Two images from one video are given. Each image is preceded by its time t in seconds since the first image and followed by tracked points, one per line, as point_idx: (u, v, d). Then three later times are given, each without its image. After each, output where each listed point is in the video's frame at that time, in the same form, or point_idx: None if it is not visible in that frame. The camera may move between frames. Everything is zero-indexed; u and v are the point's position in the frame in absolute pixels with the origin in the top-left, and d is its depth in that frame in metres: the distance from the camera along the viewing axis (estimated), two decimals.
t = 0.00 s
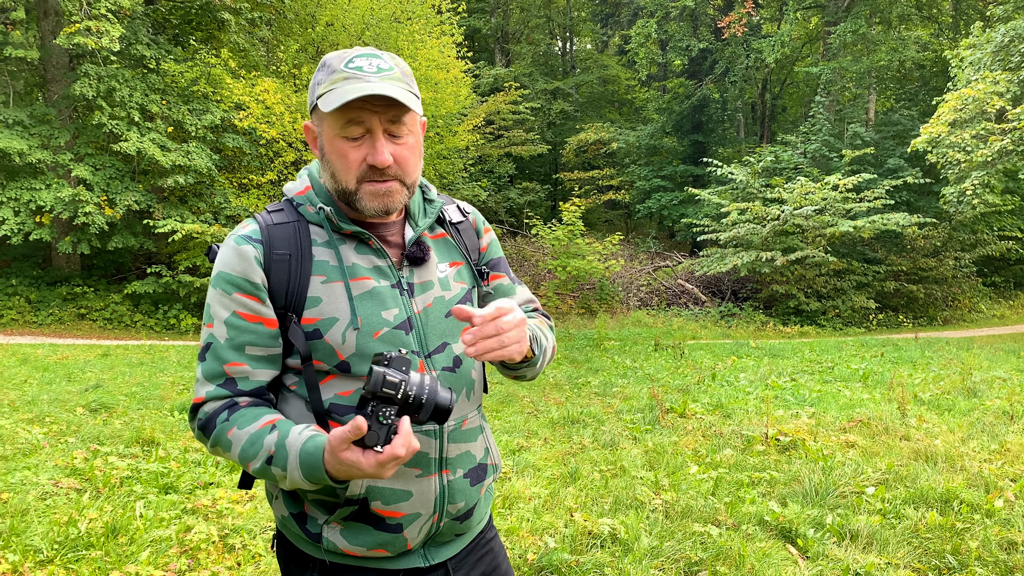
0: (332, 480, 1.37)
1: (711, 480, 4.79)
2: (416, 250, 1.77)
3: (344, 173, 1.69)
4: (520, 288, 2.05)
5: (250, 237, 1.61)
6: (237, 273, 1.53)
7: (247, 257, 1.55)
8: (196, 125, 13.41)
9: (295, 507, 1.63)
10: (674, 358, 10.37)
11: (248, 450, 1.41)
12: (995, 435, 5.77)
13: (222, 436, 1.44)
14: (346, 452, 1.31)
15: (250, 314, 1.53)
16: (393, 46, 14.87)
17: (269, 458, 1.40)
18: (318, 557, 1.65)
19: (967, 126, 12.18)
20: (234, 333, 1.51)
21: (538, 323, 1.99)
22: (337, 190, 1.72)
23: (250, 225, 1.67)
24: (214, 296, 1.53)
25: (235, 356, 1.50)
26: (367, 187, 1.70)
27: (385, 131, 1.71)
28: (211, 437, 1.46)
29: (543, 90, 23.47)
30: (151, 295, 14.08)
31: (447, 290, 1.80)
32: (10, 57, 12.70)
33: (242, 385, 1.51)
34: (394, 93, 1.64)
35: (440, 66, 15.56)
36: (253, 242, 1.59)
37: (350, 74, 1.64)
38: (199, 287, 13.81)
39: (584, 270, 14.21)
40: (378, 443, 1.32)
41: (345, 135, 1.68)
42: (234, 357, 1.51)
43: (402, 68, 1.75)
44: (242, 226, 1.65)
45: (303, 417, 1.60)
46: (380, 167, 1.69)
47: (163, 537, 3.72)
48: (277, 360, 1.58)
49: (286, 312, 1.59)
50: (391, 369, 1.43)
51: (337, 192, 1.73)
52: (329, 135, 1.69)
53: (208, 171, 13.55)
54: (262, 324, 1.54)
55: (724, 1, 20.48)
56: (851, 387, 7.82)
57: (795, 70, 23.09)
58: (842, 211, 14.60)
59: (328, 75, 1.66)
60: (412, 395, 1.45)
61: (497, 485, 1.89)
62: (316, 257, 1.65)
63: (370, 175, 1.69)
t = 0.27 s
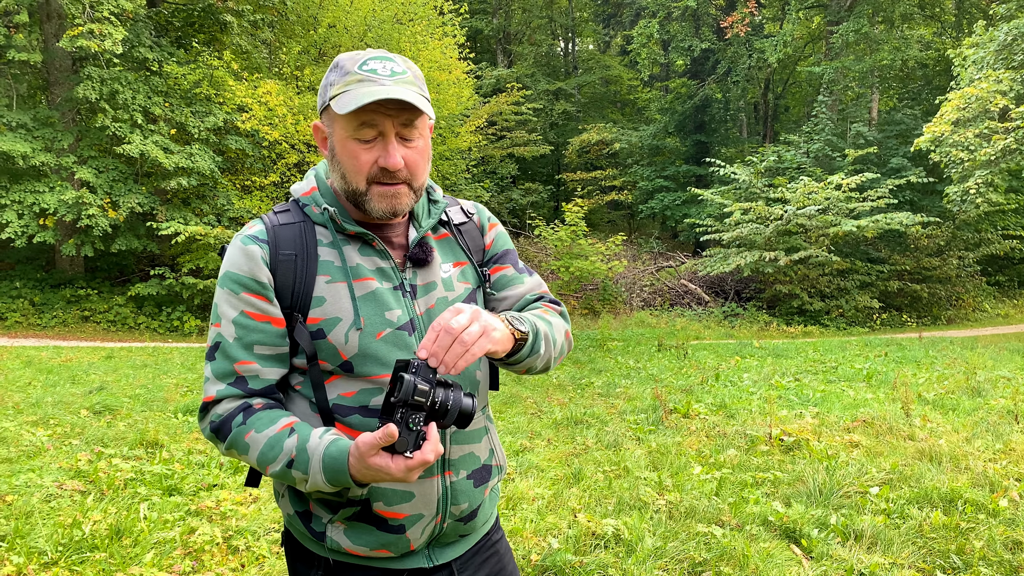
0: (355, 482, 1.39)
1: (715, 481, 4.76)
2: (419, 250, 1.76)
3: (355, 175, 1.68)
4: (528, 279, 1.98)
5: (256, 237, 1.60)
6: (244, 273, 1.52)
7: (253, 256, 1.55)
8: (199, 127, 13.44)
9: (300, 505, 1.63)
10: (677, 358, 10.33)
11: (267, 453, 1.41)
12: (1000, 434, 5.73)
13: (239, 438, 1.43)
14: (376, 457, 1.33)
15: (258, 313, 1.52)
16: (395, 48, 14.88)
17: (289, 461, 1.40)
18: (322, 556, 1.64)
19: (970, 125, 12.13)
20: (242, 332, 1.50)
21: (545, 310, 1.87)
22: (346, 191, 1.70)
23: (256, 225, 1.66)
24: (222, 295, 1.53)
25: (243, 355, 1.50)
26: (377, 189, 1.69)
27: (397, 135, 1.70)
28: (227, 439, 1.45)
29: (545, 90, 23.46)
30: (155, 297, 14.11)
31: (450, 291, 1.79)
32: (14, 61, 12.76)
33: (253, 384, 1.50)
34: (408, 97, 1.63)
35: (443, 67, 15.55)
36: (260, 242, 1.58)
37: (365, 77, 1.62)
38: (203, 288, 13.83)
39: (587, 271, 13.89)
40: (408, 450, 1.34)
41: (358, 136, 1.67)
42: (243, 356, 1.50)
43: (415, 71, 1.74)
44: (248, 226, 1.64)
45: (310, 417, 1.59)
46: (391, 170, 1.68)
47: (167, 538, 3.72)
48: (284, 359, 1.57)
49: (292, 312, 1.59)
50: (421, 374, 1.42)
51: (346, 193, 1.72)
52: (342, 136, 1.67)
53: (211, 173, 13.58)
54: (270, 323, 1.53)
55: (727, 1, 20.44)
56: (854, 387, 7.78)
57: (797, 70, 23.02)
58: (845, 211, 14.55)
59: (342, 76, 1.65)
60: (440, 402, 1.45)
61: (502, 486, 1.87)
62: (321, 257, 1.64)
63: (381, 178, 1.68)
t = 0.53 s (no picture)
0: (356, 489, 1.38)
1: (719, 482, 4.74)
2: (421, 253, 1.74)
3: (357, 179, 1.67)
4: (534, 280, 1.95)
5: (258, 238, 1.60)
6: (246, 274, 1.51)
7: (255, 257, 1.54)
8: (202, 129, 13.46)
9: (301, 506, 1.62)
10: (681, 359, 10.29)
11: (268, 456, 1.41)
12: (1004, 434, 5.69)
13: (240, 442, 1.43)
14: (376, 466, 1.32)
15: (260, 314, 1.51)
16: (397, 49, 14.89)
17: (289, 466, 1.39)
18: (322, 557, 1.63)
19: (973, 124, 12.07)
20: (244, 333, 1.49)
21: (552, 316, 1.83)
22: (348, 195, 1.69)
23: (259, 226, 1.65)
24: (224, 296, 1.52)
25: (245, 355, 1.49)
26: (379, 193, 1.68)
27: (400, 138, 1.69)
28: (229, 442, 1.45)
29: (547, 91, 23.44)
30: (159, 299, 14.15)
31: (452, 293, 1.77)
32: (18, 64, 12.80)
33: (254, 385, 1.50)
34: (411, 102, 1.62)
35: (445, 69, 15.54)
36: (262, 244, 1.58)
37: (367, 81, 1.61)
38: (206, 290, 13.85)
39: (590, 272, 13.71)
40: (408, 458, 1.35)
41: (360, 140, 1.66)
42: (244, 356, 1.49)
43: (418, 75, 1.73)
44: (251, 227, 1.64)
45: (311, 419, 1.58)
46: (394, 174, 1.67)
47: (171, 541, 3.71)
48: (285, 361, 1.56)
49: (293, 313, 1.57)
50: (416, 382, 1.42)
51: (348, 197, 1.71)
52: (344, 139, 1.66)
53: (214, 175, 13.60)
54: (271, 325, 1.52)
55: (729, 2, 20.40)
56: (858, 387, 7.73)
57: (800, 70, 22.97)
58: (848, 211, 14.50)
59: (345, 79, 1.64)
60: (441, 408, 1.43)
61: (504, 489, 1.85)
62: (323, 259, 1.63)
63: (383, 182, 1.67)
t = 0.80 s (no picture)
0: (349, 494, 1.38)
1: (722, 482, 4.71)
2: (423, 256, 1.73)
3: (353, 180, 1.66)
4: (536, 293, 1.94)
5: (259, 241, 1.59)
6: (245, 279, 1.51)
7: (255, 261, 1.53)
8: (205, 131, 13.49)
9: (303, 510, 1.61)
10: (684, 359, 10.26)
11: (265, 461, 1.41)
12: (1008, 435, 5.64)
13: (238, 446, 1.43)
14: (363, 473, 1.32)
15: (260, 318, 1.51)
16: (399, 51, 14.89)
17: (286, 470, 1.40)
18: (323, 561, 1.63)
19: (976, 124, 12.02)
20: (245, 337, 1.49)
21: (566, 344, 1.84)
22: (345, 196, 1.68)
23: (260, 230, 1.65)
24: (225, 300, 1.52)
25: (245, 360, 1.49)
26: (376, 194, 1.67)
27: (396, 139, 1.68)
28: (228, 446, 1.45)
29: (549, 92, 23.42)
30: (162, 301, 14.18)
31: (454, 297, 1.75)
32: (21, 67, 12.85)
33: (254, 390, 1.49)
34: (406, 101, 1.61)
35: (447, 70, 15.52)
36: (262, 248, 1.57)
37: (362, 82, 1.61)
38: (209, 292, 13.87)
39: (592, 272, 13.85)
40: (395, 465, 1.33)
41: (356, 141, 1.65)
42: (245, 360, 1.49)
43: (414, 76, 1.72)
44: (252, 230, 1.63)
45: (312, 425, 1.57)
46: (390, 174, 1.66)
47: (175, 543, 3.70)
48: (286, 365, 1.56)
49: (294, 317, 1.56)
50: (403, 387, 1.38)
51: (345, 198, 1.69)
52: (341, 142, 1.66)
53: (217, 177, 13.62)
54: (272, 329, 1.52)
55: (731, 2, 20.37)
56: (862, 388, 7.69)
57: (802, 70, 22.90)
58: (851, 211, 14.46)
59: (340, 81, 1.64)
60: (425, 412, 1.40)
61: (506, 493, 1.83)
62: (323, 263, 1.62)
63: (380, 182, 1.66)
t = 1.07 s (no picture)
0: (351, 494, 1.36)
1: (724, 483, 4.70)
2: (426, 258, 1.73)
3: (354, 178, 1.65)
4: (536, 301, 1.95)
5: (261, 243, 1.58)
6: (248, 281, 1.50)
7: (258, 263, 1.52)
8: (207, 132, 13.51)
9: (305, 513, 1.60)
10: (686, 360, 10.25)
11: (267, 462, 1.40)
12: (1011, 435, 5.62)
13: (240, 447, 1.42)
14: (363, 471, 1.31)
15: (263, 320, 1.50)
16: (401, 52, 14.90)
17: (288, 471, 1.39)
18: (327, 564, 1.62)
19: (978, 124, 11.99)
20: (248, 339, 1.48)
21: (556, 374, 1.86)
22: (347, 195, 1.68)
23: (263, 232, 1.64)
24: (227, 302, 1.51)
25: (249, 362, 1.48)
26: (378, 193, 1.66)
27: (396, 135, 1.67)
28: (231, 447, 1.44)
29: (551, 93, 23.42)
30: (164, 302, 14.20)
31: (458, 299, 1.74)
32: (24, 68, 12.87)
33: (258, 392, 1.48)
34: (406, 96, 1.61)
35: (449, 71, 15.49)
36: (265, 250, 1.56)
37: (360, 79, 1.60)
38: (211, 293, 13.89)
39: (594, 273, 13.97)
40: (394, 464, 1.32)
41: (356, 139, 1.65)
42: (248, 363, 1.48)
43: (413, 72, 1.71)
44: (255, 232, 1.62)
45: (315, 428, 1.57)
46: (391, 171, 1.65)
47: (177, 544, 3.68)
48: (289, 367, 1.55)
49: (297, 319, 1.55)
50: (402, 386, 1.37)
51: (346, 197, 1.69)
52: (340, 140, 1.65)
53: (219, 178, 13.64)
54: (275, 330, 1.51)
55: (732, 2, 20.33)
56: (864, 388, 7.67)
57: (804, 70, 22.87)
58: (853, 211, 14.43)
59: (339, 80, 1.63)
60: (427, 410, 1.39)
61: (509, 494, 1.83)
62: (327, 265, 1.61)
63: (382, 180, 1.65)
